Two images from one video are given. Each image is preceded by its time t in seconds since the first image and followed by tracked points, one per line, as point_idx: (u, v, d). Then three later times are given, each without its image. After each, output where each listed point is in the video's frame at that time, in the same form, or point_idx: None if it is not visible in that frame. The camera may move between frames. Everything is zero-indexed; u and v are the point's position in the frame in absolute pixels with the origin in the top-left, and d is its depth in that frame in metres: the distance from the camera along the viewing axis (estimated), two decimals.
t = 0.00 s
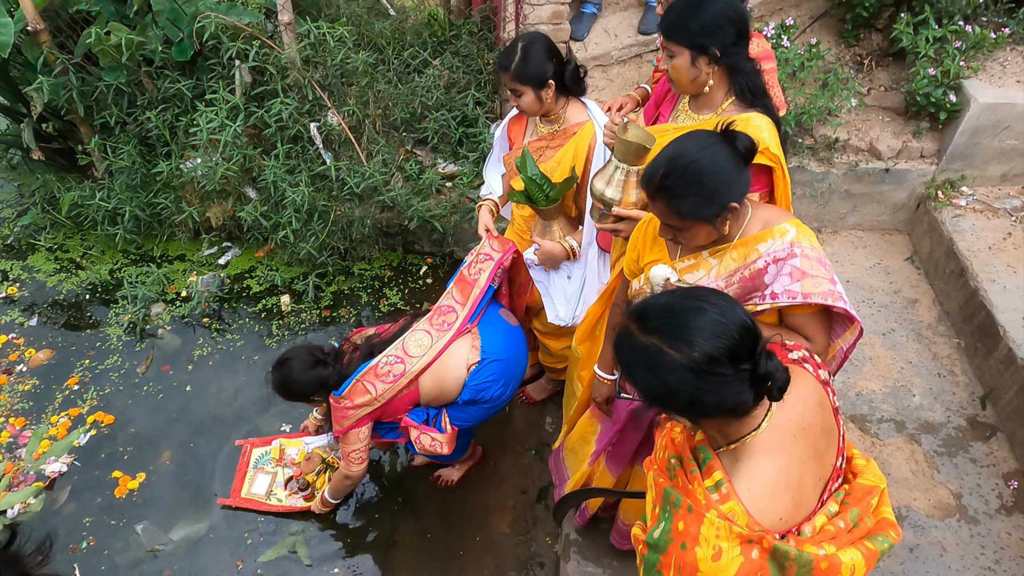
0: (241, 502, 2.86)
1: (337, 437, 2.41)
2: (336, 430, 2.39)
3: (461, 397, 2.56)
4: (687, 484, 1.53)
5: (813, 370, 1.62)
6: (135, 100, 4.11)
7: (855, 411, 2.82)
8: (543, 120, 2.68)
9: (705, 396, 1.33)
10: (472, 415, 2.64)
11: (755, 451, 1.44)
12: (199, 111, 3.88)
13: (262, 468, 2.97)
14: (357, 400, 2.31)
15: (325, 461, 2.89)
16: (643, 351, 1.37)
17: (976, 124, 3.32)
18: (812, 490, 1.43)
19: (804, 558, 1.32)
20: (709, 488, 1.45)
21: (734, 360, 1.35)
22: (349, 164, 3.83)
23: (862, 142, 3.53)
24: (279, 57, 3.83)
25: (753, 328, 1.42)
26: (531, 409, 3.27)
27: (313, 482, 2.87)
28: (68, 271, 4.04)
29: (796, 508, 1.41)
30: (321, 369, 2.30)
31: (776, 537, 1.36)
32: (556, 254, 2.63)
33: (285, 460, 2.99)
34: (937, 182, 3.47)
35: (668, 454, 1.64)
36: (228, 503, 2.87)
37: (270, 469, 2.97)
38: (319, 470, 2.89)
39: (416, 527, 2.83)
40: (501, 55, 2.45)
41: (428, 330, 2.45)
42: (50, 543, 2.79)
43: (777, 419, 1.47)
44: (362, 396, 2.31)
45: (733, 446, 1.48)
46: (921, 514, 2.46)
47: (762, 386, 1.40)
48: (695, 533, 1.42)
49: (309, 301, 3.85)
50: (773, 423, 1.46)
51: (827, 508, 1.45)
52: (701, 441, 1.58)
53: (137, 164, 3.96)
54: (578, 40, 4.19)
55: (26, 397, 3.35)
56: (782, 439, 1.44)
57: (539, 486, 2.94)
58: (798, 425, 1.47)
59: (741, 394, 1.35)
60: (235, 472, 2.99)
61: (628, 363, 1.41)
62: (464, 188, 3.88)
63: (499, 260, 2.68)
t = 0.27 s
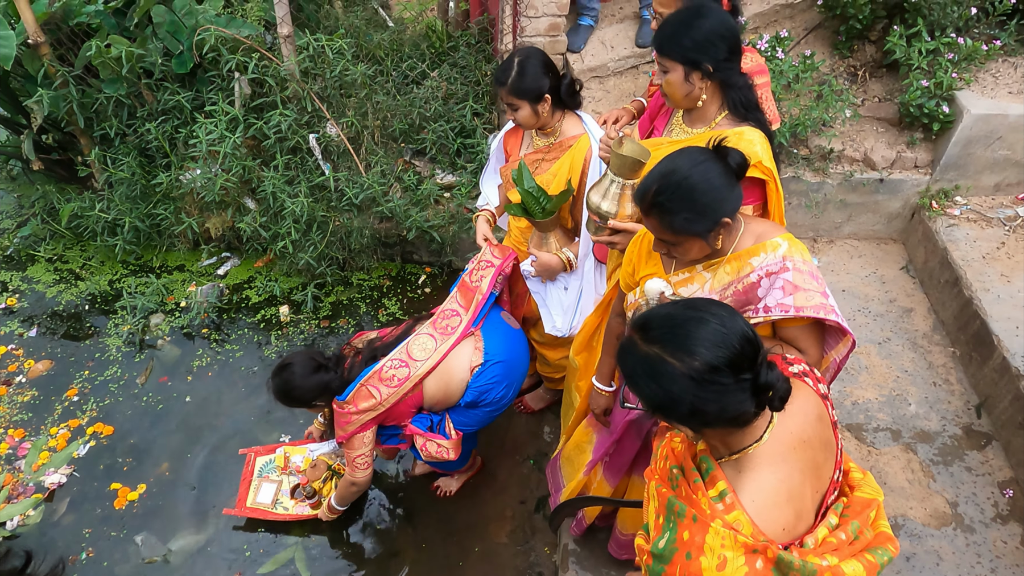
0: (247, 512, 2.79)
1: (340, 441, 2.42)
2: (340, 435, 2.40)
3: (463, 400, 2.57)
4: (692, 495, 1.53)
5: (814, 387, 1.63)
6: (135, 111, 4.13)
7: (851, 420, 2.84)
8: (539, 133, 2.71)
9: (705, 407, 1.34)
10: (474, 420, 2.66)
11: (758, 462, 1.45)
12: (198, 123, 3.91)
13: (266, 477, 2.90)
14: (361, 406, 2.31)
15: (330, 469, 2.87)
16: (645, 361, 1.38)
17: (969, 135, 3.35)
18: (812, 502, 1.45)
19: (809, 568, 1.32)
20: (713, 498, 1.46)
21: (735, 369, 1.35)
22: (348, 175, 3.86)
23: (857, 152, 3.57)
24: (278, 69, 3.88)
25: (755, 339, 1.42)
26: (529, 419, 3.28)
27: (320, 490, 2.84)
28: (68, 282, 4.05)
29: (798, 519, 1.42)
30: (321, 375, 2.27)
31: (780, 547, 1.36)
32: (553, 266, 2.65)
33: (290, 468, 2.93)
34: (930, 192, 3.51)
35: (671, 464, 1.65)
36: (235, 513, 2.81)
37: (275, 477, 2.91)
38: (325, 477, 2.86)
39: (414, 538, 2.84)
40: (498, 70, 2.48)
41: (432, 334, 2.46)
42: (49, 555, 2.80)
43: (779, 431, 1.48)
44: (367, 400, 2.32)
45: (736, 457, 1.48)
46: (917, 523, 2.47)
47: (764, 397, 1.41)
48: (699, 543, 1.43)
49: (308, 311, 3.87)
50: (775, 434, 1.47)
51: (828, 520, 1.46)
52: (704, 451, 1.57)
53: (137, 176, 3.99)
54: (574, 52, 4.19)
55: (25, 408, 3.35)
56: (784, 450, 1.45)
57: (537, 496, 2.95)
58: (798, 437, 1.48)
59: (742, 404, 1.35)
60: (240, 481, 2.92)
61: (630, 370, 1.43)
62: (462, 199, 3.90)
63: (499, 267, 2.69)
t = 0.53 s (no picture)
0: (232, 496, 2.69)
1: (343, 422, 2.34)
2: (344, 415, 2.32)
3: (469, 383, 2.57)
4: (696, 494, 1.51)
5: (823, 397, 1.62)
6: (137, 117, 4.15)
7: (850, 426, 2.85)
8: (538, 139, 2.73)
9: (724, 409, 1.32)
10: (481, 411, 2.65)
11: (764, 465, 1.44)
12: (200, 128, 3.93)
13: (253, 461, 2.84)
14: (369, 382, 2.28)
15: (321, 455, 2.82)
16: (669, 358, 1.36)
17: (967, 141, 3.37)
18: (814, 508, 1.45)
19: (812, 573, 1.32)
20: (719, 499, 1.44)
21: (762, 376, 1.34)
22: (349, 180, 3.87)
23: (856, 158, 3.58)
24: (280, 75, 3.90)
25: (779, 347, 1.41)
26: (529, 424, 3.29)
27: (309, 477, 2.76)
28: (70, 286, 4.07)
29: (801, 524, 1.42)
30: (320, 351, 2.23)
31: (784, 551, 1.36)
32: (553, 271, 2.66)
33: (278, 454, 2.87)
34: (929, 198, 3.52)
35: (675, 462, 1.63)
36: (218, 497, 2.69)
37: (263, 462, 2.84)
38: (316, 463, 2.80)
39: (414, 542, 2.85)
40: (497, 78, 2.49)
41: (444, 315, 2.47)
42: (50, 559, 2.81)
43: (786, 437, 1.47)
44: (378, 374, 2.30)
45: (743, 460, 1.47)
46: (916, 529, 2.47)
47: (782, 404, 1.39)
48: (704, 543, 1.42)
49: (309, 315, 3.88)
50: (783, 440, 1.47)
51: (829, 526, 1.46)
52: (710, 450, 1.55)
53: (140, 181, 4.01)
54: (575, 58, 4.25)
55: (27, 412, 3.36)
56: (790, 455, 1.45)
57: (537, 501, 2.96)
58: (804, 444, 1.48)
59: (761, 410, 1.33)
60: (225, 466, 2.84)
61: (650, 365, 1.40)
62: (463, 204, 3.92)
63: (495, 259, 2.69)
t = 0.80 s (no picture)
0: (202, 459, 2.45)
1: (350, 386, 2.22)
2: (352, 376, 2.20)
3: (473, 371, 2.53)
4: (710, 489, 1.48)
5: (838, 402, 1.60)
6: (146, 117, 4.18)
7: (855, 431, 2.83)
8: (541, 142, 2.73)
9: (769, 402, 1.29)
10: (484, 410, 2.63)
11: (783, 464, 1.42)
12: (209, 128, 3.96)
13: (226, 424, 2.60)
14: (387, 347, 2.22)
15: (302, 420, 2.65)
16: (718, 344, 1.31)
17: (975, 146, 3.35)
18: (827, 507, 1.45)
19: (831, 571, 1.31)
20: (735, 494, 1.41)
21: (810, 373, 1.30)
22: (355, 181, 3.88)
23: (863, 163, 3.57)
24: (288, 76, 3.92)
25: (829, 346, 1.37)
26: (533, 426, 3.29)
27: (287, 441, 2.59)
28: (78, 285, 4.09)
29: (815, 523, 1.41)
30: (327, 306, 2.07)
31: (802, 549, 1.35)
32: (561, 273, 2.66)
33: (254, 417, 2.65)
34: (937, 203, 3.50)
35: (687, 458, 1.59)
36: (184, 458, 2.44)
37: (237, 425, 2.61)
38: (296, 428, 2.63)
39: (417, 543, 2.85)
40: (500, 81, 2.50)
41: (469, 297, 2.43)
42: (55, 556, 2.82)
43: (806, 437, 1.44)
44: (398, 342, 2.23)
45: (762, 457, 1.44)
46: (920, 536, 2.45)
47: (820, 406, 1.36)
48: (721, 538, 1.38)
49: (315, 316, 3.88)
50: (802, 439, 1.44)
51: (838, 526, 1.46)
52: (723, 446, 1.52)
53: (148, 180, 4.04)
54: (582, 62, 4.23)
55: (34, 409, 3.39)
56: (808, 455, 1.43)
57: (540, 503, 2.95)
58: (822, 444, 1.46)
59: (796, 410, 1.31)
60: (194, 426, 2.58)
61: (695, 351, 1.35)
62: (469, 206, 3.92)
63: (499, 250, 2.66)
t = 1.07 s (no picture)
0: (181, 412, 2.45)
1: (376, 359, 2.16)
2: (381, 349, 2.13)
3: (477, 372, 2.52)
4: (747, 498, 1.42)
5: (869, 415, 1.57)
6: (161, 120, 4.23)
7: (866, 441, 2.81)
8: (550, 147, 2.74)
9: (819, 406, 1.24)
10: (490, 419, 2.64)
11: (823, 477, 1.38)
12: (222, 131, 4.00)
13: (210, 378, 2.62)
14: (423, 326, 2.19)
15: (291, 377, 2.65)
16: (772, 346, 1.26)
17: (989, 156, 3.33)
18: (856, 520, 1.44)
19: None
20: (780, 505, 1.36)
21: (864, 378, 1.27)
22: (366, 186, 3.91)
23: (875, 172, 3.56)
24: (301, 80, 3.96)
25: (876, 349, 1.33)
26: (541, 432, 3.29)
27: (274, 400, 2.58)
28: (91, 284, 4.13)
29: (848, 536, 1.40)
30: (351, 267, 2.03)
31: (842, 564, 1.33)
32: (571, 277, 2.66)
33: (239, 373, 2.65)
34: (950, 213, 3.48)
35: (716, 464, 1.52)
36: (165, 411, 2.45)
37: (221, 380, 2.63)
38: (284, 386, 2.63)
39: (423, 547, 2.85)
40: (510, 88, 2.51)
41: (497, 294, 2.44)
42: (64, 553, 2.84)
43: (846, 450, 1.41)
44: (433, 324, 2.21)
45: (804, 469, 1.39)
46: (931, 548, 2.43)
47: (870, 415, 1.31)
48: (765, 549, 1.32)
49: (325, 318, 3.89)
50: (843, 452, 1.40)
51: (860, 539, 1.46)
52: (760, 455, 1.46)
53: (162, 182, 4.09)
54: (593, 68, 4.22)
55: (45, 408, 3.42)
56: (847, 469, 1.40)
57: (547, 509, 2.95)
58: (858, 459, 1.42)
59: (846, 417, 1.27)
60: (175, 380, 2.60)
61: (744, 353, 1.30)
62: (479, 211, 3.93)
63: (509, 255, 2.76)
